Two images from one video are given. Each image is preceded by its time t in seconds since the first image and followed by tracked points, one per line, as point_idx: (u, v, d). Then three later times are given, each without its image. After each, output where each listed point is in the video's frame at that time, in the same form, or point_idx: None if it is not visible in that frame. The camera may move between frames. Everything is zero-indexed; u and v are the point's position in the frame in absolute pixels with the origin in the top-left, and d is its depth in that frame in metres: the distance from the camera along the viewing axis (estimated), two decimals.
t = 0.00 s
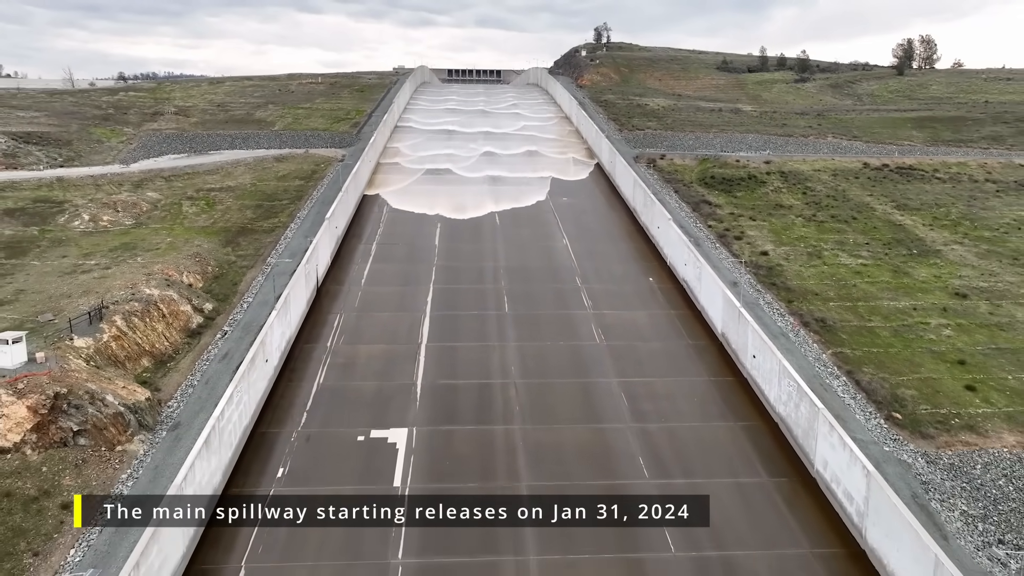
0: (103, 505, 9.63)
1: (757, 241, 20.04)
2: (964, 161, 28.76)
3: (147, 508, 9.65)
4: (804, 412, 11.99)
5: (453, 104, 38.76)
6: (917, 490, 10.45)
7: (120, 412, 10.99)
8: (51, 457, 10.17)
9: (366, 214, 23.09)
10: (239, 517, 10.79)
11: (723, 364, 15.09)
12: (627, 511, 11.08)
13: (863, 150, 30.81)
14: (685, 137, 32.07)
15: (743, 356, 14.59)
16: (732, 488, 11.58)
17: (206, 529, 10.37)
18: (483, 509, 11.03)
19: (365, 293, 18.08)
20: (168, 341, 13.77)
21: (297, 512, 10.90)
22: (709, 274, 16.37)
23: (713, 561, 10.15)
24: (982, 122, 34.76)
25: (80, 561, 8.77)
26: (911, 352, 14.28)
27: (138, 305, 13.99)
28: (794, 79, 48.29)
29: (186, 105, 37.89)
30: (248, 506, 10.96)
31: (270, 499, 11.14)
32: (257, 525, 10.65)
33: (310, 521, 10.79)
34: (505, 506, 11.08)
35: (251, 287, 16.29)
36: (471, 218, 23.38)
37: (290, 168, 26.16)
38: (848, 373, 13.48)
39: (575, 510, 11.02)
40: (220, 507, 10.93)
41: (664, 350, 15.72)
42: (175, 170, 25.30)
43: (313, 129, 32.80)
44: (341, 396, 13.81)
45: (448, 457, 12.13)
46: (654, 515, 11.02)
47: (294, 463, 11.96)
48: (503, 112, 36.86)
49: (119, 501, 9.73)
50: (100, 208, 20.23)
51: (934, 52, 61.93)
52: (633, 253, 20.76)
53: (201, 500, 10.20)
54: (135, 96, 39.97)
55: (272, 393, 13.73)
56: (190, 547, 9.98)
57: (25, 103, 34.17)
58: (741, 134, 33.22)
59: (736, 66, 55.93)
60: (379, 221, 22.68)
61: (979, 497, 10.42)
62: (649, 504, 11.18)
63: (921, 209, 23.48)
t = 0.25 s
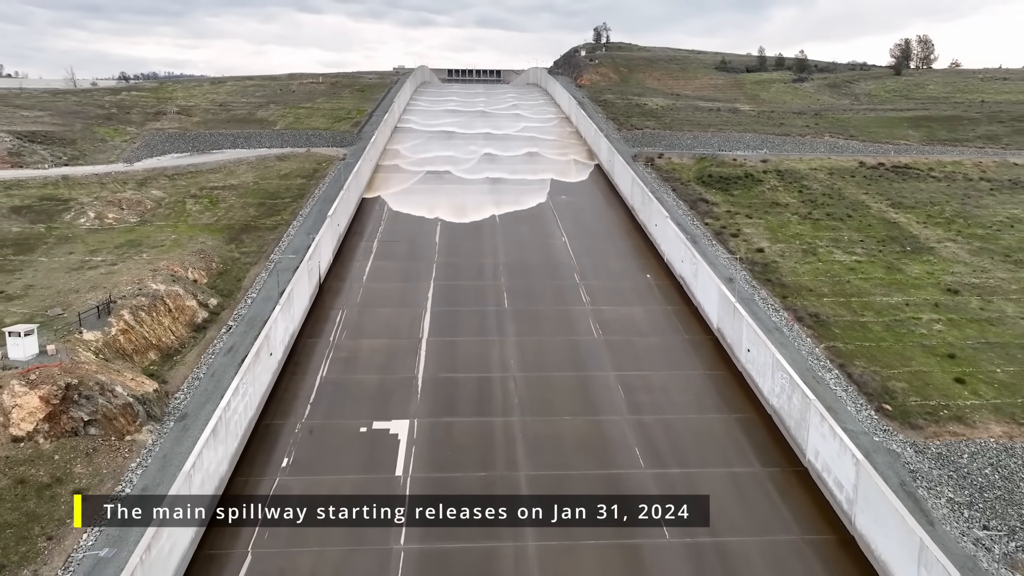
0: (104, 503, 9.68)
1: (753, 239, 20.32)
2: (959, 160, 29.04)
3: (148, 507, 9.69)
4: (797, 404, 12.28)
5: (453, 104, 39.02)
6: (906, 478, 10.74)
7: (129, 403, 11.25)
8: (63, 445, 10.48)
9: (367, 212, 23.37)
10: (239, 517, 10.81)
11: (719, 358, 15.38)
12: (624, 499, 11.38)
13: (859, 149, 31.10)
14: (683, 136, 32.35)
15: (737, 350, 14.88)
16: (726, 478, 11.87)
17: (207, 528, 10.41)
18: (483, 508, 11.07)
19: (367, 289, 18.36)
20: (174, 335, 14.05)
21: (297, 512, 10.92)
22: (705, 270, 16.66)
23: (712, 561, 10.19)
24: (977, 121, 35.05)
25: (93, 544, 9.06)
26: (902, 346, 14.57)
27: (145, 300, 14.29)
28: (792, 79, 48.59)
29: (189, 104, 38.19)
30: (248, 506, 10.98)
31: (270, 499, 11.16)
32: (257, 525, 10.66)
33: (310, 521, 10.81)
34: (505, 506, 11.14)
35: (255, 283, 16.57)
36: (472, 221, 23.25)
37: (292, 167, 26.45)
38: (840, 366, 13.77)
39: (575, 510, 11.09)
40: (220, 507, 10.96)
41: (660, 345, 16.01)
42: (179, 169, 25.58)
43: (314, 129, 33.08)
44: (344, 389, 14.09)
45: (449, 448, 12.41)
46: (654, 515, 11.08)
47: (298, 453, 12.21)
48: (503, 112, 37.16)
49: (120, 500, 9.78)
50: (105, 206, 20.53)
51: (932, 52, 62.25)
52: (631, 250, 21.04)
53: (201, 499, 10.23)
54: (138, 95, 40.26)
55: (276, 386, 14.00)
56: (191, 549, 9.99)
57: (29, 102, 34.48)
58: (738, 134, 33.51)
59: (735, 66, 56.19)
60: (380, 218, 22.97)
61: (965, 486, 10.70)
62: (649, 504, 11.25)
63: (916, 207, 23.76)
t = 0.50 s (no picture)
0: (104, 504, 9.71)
1: (750, 236, 20.58)
2: (955, 159, 29.28)
3: (147, 508, 9.69)
4: (790, 396, 12.52)
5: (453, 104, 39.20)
6: (895, 468, 11.00)
7: (136, 394, 11.48)
8: (73, 436, 10.73)
9: (368, 210, 23.62)
10: (239, 517, 10.84)
11: (715, 353, 15.64)
12: (622, 490, 11.58)
13: (856, 148, 31.35)
14: (682, 135, 32.60)
15: (733, 345, 15.13)
16: (720, 468, 12.13)
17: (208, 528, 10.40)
18: (483, 509, 11.09)
19: (368, 286, 18.62)
20: (180, 330, 14.31)
21: (297, 512, 10.96)
22: (702, 266, 16.91)
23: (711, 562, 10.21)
24: (974, 120, 35.30)
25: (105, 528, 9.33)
26: (895, 341, 14.82)
27: (151, 295, 14.57)
28: (790, 79, 48.85)
29: (191, 104, 38.45)
30: (248, 506, 11.01)
31: (270, 499, 11.20)
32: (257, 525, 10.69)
33: (310, 521, 10.84)
34: (505, 506, 11.16)
35: (258, 279, 16.81)
36: (472, 223, 23.14)
37: (293, 166, 26.69)
38: (834, 360, 14.02)
39: (574, 510, 11.12)
40: (220, 507, 10.99)
41: (657, 340, 16.26)
42: (181, 168, 25.84)
43: (315, 128, 33.33)
44: (346, 383, 14.34)
45: (449, 440, 12.67)
46: (654, 515, 11.10)
47: (301, 444, 12.47)
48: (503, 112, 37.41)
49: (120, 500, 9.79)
50: (110, 204, 20.78)
51: (930, 52, 62.52)
52: (629, 248, 21.29)
53: (201, 499, 10.20)
54: (140, 95, 40.53)
55: (279, 380, 14.23)
56: (191, 548, 10.00)
57: (33, 102, 34.78)
58: (736, 133, 33.77)
59: (734, 66, 56.44)
60: (381, 216, 23.21)
61: (954, 475, 10.96)
62: (649, 504, 11.27)
63: (911, 205, 24.01)
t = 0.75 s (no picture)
0: (103, 505, 9.71)
1: (746, 233, 20.85)
2: (951, 158, 29.56)
3: (147, 508, 9.72)
4: (783, 388, 12.80)
5: (453, 104, 39.40)
6: (885, 457, 11.29)
7: (145, 385, 11.77)
8: (83, 425, 11.00)
9: (370, 208, 23.90)
10: (239, 517, 10.85)
11: (710, 347, 15.91)
12: (619, 480, 11.85)
13: (853, 147, 31.63)
14: (680, 134, 32.87)
15: (728, 339, 15.42)
16: (715, 459, 12.40)
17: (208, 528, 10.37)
18: (483, 509, 11.10)
19: (370, 282, 18.90)
20: (185, 324, 14.60)
21: (297, 512, 10.97)
22: (698, 262, 17.19)
23: (710, 561, 10.25)
24: (970, 120, 35.60)
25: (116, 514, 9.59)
26: (887, 335, 15.09)
27: (158, 290, 14.86)
28: (788, 78, 49.15)
29: (193, 103, 38.73)
30: (248, 506, 11.02)
31: (270, 499, 11.21)
32: (258, 524, 10.69)
33: (309, 520, 10.85)
34: (505, 506, 11.17)
35: (262, 275, 17.09)
36: (472, 225, 23.01)
37: (295, 164, 26.95)
38: (826, 354, 14.30)
39: (575, 510, 11.12)
40: (220, 507, 10.99)
41: (654, 334, 16.55)
42: (185, 166, 26.11)
43: (317, 127, 33.59)
44: (348, 376, 14.63)
45: (450, 431, 12.95)
46: (654, 515, 11.13)
47: (305, 434, 12.76)
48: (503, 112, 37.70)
49: (120, 501, 9.83)
50: (115, 202, 21.05)
51: (927, 52, 62.84)
52: (627, 245, 21.56)
53: (201, 500, 10.17)
54: (143, 94, 40.84)
55: (283, 373, 14.49)
56: (191, 549, 9.96)
57: (36, 101, 35.06)
58: (734, 132, 34.05)
59: (732, 66, 56.73)
60: (382, 214, 23.49)
61: (941, 464, 11.26)
62: (649, 504, 11.30)
63: (906, 203, 24.30)
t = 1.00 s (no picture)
0: (104, 506, 9.75)
1: (743, 231, 21.10)
2: (947, 156, 29.79)
3: (148, 508, 9.74)
4: (777, 381, 13.06)
5: (453, 104, 39.54)
6: (876, 447, 11.55)
7: (152, 378, 12.03)
8: (92, 416, 11.24)
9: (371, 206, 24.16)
10: (239, 517, 10.86)
11: (707, 342, 16.15)
12: (616, 470, 12.10)
13: (850, 146, 31.88)
14: (678, 133, 33.12)
15: (724, 334, 15.67)
16: (710, 450, 12.65)
17: (208, 528, 10.35)
18: (483, 509, 11.12)
19: (371, 278, 19.16)
20: (190, 319, 14.85)
21: (297, 512, 10.99)
22: (695, 259, 17.44)
23: (709, 559, 10.27)
24: (966, 119, 35.84)
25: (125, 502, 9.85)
26: (880, 330, 15.34)
27: (163, 286, 15.12)
28: (787, 78, 49.37)
29: (195, 103, 38.99)
30: (248, 506, 11.04)
31: (270, 499, 11.23)
32: (258, 524, 10.71)
33: (309, 521, 10.87)
34: (505, 506, 11.19)
35: (265, 271, 17.33)
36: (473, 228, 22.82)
37: (297, 163, 27.20)
38: (820, 348, 14.55)
39: (575, 510, 11.13)
40: (220, 507, 10.99)
41: (651, 329, 16.81)
42: (187, 165, 26.35)
43: (318, 127, 33.85)
44: (351, 370, 14.88)
45: (450, 423, 13.20)
46: (654, 515, 11.15)
47: (308, 426, 13.02)
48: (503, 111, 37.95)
49: (121, 501, 9.88)
50: (119, 200, 21.28)
51: (925, 51, 63.07)
52: (626, 243, 21.80)
53: (201, 500, 10.16)
54: (145, 93, 41.12)
55: (286, 367, 14.75)
56: (191, 549, 9.95)
57: (39, 101, 35.29)
58: (732, 131, 34.30)
59: (731, 65, 56.96)
60: (383, 212, 23.73)
61: (931, 454, 11.52)
62: (649, 504, 11.31)
63: (902, 201, 24.54)
